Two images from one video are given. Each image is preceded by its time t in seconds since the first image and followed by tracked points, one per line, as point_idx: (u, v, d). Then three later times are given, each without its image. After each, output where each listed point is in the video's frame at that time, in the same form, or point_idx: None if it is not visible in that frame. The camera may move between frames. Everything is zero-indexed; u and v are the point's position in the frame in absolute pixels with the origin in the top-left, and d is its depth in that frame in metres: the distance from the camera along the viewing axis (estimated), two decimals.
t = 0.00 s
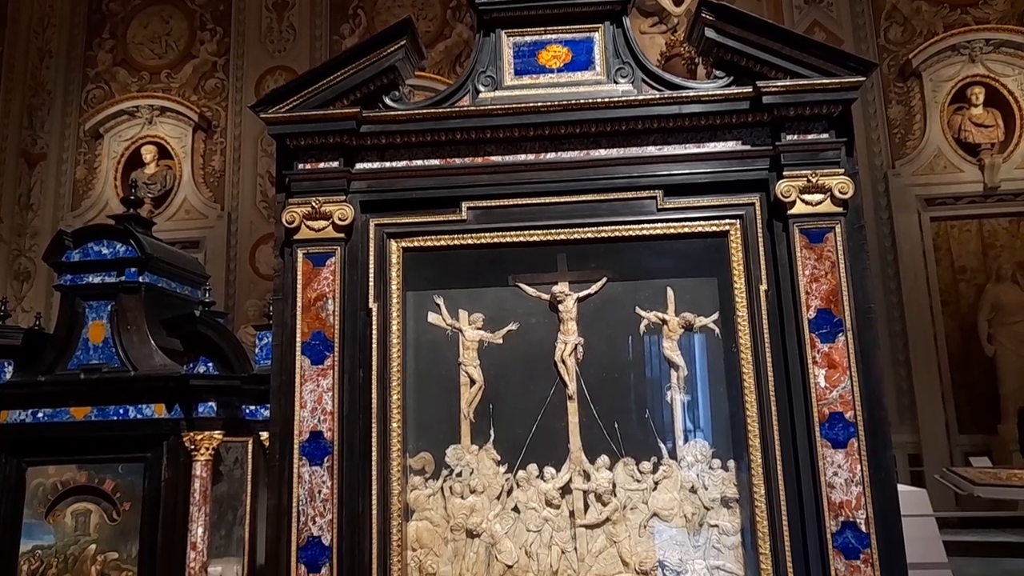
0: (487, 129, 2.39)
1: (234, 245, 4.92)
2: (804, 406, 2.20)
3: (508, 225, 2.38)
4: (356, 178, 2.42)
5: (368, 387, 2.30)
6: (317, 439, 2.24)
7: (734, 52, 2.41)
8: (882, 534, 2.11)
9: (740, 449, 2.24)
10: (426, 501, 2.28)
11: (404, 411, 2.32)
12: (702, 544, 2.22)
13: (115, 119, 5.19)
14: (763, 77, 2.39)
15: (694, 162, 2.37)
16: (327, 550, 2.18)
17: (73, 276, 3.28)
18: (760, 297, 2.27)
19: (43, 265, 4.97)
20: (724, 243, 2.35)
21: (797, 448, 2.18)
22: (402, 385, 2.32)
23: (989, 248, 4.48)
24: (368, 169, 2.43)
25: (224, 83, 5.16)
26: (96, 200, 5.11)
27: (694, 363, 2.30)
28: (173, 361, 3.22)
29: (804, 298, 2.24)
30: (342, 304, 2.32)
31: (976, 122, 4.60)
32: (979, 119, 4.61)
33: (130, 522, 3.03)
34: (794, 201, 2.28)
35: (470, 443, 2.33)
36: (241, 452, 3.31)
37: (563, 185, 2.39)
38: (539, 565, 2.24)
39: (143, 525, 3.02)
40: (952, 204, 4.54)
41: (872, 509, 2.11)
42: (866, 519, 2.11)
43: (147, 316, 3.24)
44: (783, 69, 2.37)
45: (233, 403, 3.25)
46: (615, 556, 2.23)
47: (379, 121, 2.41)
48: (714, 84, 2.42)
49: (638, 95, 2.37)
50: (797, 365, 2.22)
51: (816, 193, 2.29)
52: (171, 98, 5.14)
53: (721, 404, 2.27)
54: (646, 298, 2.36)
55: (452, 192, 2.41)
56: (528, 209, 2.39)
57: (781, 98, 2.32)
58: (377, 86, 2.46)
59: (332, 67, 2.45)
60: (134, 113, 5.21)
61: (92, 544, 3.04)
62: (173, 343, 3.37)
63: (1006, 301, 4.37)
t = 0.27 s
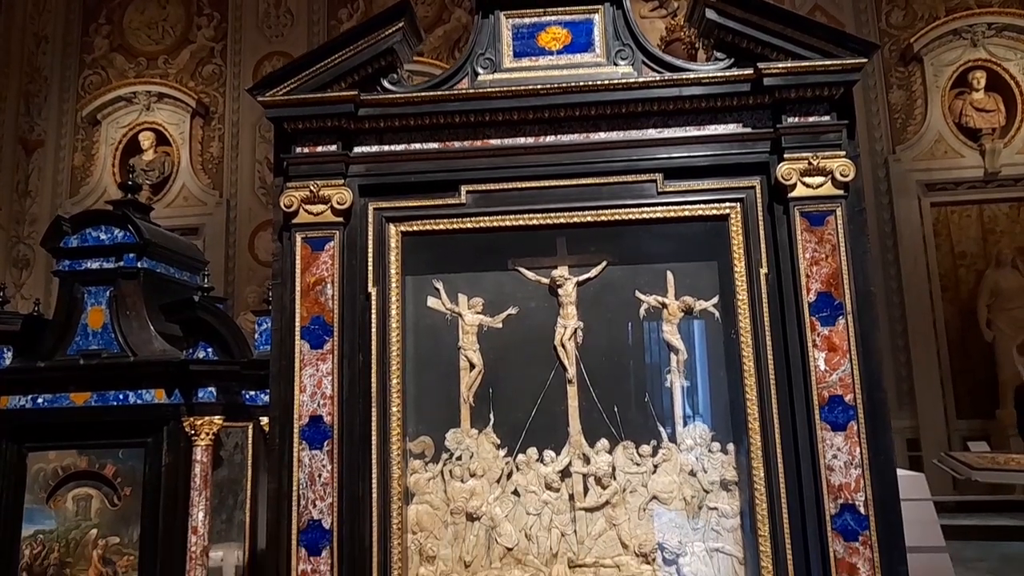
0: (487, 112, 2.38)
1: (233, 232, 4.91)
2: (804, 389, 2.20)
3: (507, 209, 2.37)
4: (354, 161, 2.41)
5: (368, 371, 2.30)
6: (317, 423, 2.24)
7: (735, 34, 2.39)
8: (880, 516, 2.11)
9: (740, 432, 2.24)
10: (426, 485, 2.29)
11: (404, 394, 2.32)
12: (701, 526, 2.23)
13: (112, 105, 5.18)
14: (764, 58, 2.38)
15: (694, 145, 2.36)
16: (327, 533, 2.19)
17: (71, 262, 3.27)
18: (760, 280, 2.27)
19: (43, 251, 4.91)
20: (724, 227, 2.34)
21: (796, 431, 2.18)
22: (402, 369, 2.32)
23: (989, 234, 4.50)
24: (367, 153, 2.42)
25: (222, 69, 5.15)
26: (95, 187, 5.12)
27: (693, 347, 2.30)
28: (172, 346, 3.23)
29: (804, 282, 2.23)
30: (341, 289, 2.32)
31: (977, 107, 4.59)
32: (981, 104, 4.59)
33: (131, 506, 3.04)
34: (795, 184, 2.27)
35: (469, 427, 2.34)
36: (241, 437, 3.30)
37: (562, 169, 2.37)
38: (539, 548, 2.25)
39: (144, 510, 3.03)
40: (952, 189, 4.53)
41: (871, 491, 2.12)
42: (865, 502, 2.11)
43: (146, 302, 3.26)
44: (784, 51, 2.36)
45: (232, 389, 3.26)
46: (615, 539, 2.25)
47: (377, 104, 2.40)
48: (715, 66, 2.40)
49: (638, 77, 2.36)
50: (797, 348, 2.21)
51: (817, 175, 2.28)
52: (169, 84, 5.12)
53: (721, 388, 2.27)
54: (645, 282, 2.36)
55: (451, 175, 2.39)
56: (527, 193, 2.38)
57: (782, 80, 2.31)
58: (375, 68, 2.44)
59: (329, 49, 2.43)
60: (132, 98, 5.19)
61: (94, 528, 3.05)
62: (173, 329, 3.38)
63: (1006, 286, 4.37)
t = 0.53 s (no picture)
0: (487, 98, 2.37)
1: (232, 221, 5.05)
2: (805, 376, 2.19)
3: (508, 195, 2.36)
4: (354, 148, 2.40)
5: (369, 358, 2.29)
6: (318, 410, 2.24)
7: (738, 17, 2.38)
8: (882, 502, 2.11)
9: (741, 419, 2.24)
10: (427, 472, 2.30)
11: (404, 381, 2.31)
12: (703, 513, 2.23)
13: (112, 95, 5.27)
14: (767, 43, 2.36)
15: (696, 130, 2.35)
16: (329, 520, 2.19)
17: (71, 250, 3.26)
18: (762, 267, 2.26)
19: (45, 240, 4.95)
20: (726, 213, 2.34)
21: (797, 417, 2.18)
22: (402, 356, 2.32)
23: (992, 222, 4.71)
24: (366, 139, 2.40)
25: (221, 58, 5.24)
26: (95, 176, 5.22)
27: (695, 333, 2.30)
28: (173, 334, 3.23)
29: (806, 268, 2.22)
30: (342, 276, 2.31)
31: (980, 94, 4.79)
32: (984, 91, 4.79)
33: (134, 494, 3.05)
34: (798, 169, 2.26)
35: (470, 414, 2.34)
36: (243, 425, 3.32)
37: (563, 155, 2.36)
38: (540, 534, 2.26)
39: (146, 497, 3.04)
40: (954, 177, 4.76)
41: (872, 477, 2.11)
42: (867, 488, 2.11)
43: (146, 290, 3.25)
44: (787, 35, 2.34)
45: (233, 376, 3.26)
46: (616, 525, 2.25)
47: (377, 89, 2.39)
48: (717, 50, 2.39)
49: (640, 62, 2.34)
50: (799, 335, 2.21)
51: (820, 161, 2.26)
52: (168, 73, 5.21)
53: (722, 375, 2.27)
54: (647, 269, 2.35)
55: (452, 161, 2.38)
56: (528, 179, 2.37)
57: (785, 65, 2.29)
58: (374, 54, 2.43)
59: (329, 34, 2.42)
60: (130, 87, 5.28)
61: (95, 516, 3.05)
62: (174, 317, 3.37)
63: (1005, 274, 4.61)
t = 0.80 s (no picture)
0: (486, 79, 2.34)
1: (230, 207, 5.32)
2: (805, 359, 2.18)
3: (507, 178, 2.35)
4: (351, 130, 2.39)
5: (367, 342, 2.28)
6: (316, 393, 2.23)
7: None
8: (880, 485, 2.11)
9: (741, 403, 2.23)
10: (426, 455, 2.30)
11: (403, 364, 2.31)
12: (701, 496, 2.23)
13: (109, 80, 5.56)
14: (768, 24, 2.35)
15: (697, 112, 2.33)
16: (328, 503, 2.19)
17: (68, 234, 3.27)
18: (762, 250, 2.25)
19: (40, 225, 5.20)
20: (726, 196, 2.32)
21: (797, 401, 2.17)
22: (401, 339, 2.31)
23: (991, 209, 5.08)
24: (364, 121, 2.39)
25: (217, 42, 5.54)
26: (92, 160, 5.51)
27: (694, 317, 2.29)
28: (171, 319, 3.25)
29: (806, 251, 2.21)
30: (339, 259, 2.29)
31: (981, 80, 5.13)
32: (984, 78, 5.13)
33: (133, 478, 3.09)
34: (799, 152, 2.25)
35: (469, 398, 2.34)
36: (241, 410, 3.35)
37: (562, 137, 2.35)
38: (539, 517, 2.26)
39: (144, 480, 3.08)
40: (954, 163, 5.10)
41: (871, 460, 2.11)
42: (865, 471, 2.11)
43: (144, 275, 3.27)
44: (788, 16, 2.33)
45: (231, 360, 3.26)
46: (615, 508, 2.26)
47: (375, 71, 2.37)
48: (718, 31, 2.36)
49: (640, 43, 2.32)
50: (799, 318, 2.20)
51: (821, 143, 2.25)
52: (164, 59, 5.51)
53: (721, 358, 2.27)
54: (646, 252, 2.34)
55: (450, 143, 2.36)
56: (527, 162, 2.36)
57: (787, 46, 2.27)
58: (371, 34, 2.41)
59: (326, 14, 2.39)
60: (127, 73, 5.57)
61: (95, 500, 3.11)
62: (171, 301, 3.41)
63: (1004, 260, 4.97)
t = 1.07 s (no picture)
0: (482, 52, 2.31)
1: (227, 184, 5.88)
2: (804, 334, 2.17)
3: (504, 152, 2.33)
4: (346, 104, 2.36)
5: (364, 318, 2.27)
6: (313, 369, 2.22)
7: None
8: (879, 461, 2.11)
9: (739, 378, 2.23)
10: (423, 431, 2.29)
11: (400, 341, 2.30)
12: (699, 471, 2.23)
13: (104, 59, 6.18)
14: None
15: (696, 86, 2.31)
16: (325, 478, 2.19)
17: (61, 212, 3.43)
18: (761, 225, 2.23)
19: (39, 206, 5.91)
20: (726, 170, 2.30)
21: (795, 376, 2.17)
22: (398, 316, 2.29)
23: (989, 187, 5.83)
24: (359, 95, 2.36)
25: (210, 20, 6.11)
26: (87, 138, 6.17)
27: (692, 292, 2.29)
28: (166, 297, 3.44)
29: (806, 226, 2.19)
30: (334, 234, 2.27)
31: (982, 57, 5.85)
32: (986, 55, 5.85)
33: (129, 455, 3.30)
34: (799, 126, 2.22)
35: (466, 373, 2.33)
36: (238, 387, 3.58)
37: (560, 112, 2.33)
38: (536, 492, 2.27)
39: (141, 458, 3.29)
40: (953, 142, 5.82)
41: (869, 434, 2.11)
42: (863, 446, 2.10)
43: (138, 253, 3.44)
44: None
45: (226, 338, 3.45)
46: (612, 484, 2.26)
47: (369, 43, 2.34)
48: (718, 3, 2.32)
49: (640, 15, 2.29)
50: (797, 293, 2.19)
51: (822, 117, 2.22)
52: (160, 38, 6.08)
53: (719, 333, 2.26)
54: (645, 228, 2.33)
55: (446, 118, 2.34)
56: (524, 136, 2.34)
57: (787, 18, 2.24)
58: (365, 7, 2.38)
59: None
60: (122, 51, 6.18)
61: (93, 478, 3.30)
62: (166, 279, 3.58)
63: (1001, 238, 5.70)
